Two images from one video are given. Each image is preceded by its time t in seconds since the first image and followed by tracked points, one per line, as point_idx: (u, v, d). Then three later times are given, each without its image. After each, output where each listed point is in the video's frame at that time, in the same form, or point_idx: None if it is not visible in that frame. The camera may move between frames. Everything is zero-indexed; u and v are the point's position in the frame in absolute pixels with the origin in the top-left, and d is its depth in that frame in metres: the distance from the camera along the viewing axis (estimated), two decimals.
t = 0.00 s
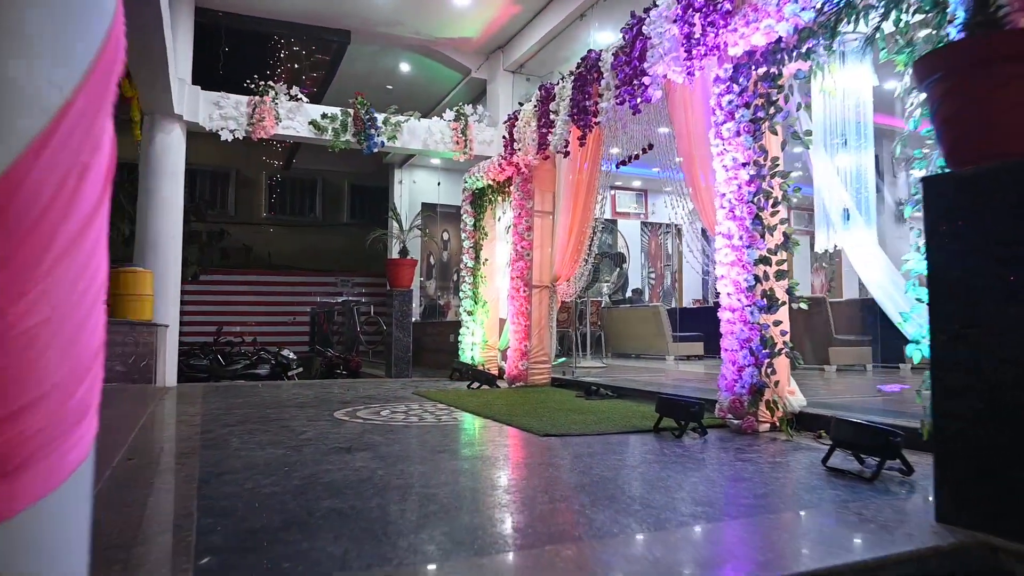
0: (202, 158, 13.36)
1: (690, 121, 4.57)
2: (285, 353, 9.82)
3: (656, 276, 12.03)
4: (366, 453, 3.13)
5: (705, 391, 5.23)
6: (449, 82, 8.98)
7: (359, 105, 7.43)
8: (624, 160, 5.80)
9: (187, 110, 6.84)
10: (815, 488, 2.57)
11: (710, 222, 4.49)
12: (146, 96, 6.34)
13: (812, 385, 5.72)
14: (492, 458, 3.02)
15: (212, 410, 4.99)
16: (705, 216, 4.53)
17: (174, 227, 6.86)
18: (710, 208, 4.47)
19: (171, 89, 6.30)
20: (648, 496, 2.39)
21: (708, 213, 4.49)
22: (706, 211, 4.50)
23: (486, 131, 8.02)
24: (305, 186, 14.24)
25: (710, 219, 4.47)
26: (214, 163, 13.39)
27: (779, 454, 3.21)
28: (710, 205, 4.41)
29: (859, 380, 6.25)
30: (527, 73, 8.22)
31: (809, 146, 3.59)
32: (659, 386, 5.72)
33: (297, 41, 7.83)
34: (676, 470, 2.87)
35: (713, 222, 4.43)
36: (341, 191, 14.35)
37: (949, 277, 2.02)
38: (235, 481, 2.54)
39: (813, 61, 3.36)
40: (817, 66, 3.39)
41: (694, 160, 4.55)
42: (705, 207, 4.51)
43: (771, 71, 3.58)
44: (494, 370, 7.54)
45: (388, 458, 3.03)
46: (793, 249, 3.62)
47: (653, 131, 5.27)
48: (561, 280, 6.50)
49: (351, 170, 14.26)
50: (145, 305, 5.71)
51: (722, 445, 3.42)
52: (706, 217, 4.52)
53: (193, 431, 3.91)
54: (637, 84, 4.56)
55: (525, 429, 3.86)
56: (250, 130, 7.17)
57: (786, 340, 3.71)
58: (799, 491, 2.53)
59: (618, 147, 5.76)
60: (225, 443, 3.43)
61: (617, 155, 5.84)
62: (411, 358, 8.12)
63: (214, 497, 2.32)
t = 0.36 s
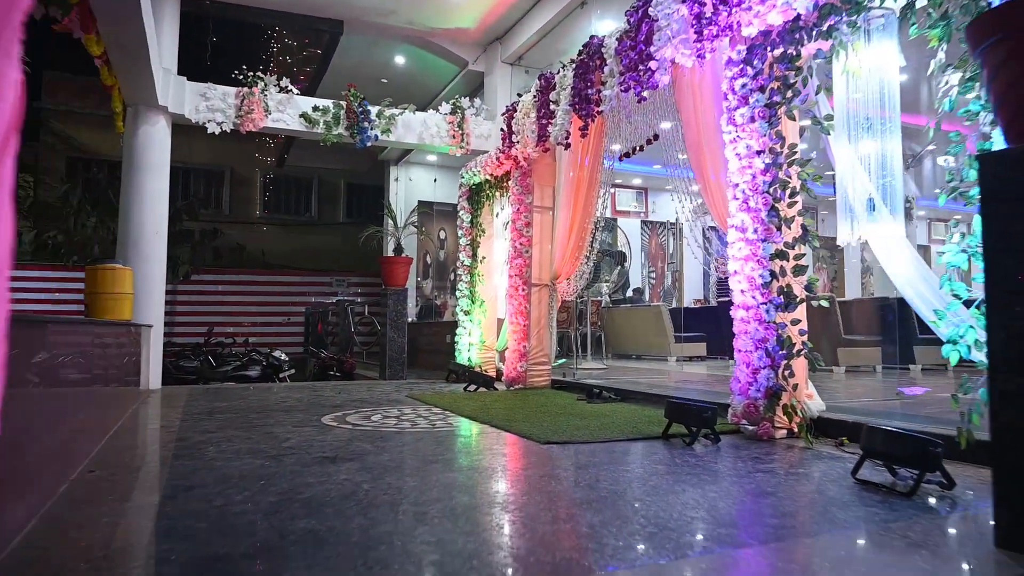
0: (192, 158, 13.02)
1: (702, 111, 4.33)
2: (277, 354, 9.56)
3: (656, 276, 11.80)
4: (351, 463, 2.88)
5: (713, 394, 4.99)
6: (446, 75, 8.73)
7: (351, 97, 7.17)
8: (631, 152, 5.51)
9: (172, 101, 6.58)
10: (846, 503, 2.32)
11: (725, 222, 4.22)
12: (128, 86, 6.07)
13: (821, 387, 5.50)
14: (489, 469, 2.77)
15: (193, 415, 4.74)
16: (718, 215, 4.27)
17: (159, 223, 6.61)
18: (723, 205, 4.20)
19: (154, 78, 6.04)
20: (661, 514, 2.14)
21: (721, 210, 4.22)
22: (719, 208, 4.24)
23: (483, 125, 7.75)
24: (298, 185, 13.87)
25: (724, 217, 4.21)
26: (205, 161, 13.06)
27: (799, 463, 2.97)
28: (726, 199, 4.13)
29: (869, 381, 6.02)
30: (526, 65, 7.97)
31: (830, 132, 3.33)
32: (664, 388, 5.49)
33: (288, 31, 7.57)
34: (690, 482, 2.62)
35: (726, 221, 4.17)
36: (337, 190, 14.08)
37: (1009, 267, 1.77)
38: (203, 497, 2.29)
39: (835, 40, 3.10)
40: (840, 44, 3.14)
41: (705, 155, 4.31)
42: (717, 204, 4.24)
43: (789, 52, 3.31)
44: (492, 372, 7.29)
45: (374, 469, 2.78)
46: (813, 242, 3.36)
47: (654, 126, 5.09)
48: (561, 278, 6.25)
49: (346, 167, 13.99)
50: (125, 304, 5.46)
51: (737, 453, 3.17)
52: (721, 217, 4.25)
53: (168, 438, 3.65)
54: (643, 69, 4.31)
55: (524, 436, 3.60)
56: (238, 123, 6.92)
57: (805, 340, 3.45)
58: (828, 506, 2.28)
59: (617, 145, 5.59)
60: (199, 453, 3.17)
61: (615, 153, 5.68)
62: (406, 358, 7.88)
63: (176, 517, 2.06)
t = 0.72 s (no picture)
0: (187, 156, 12.54)
1: (711, 104, 4.09)
2: (268, 356, 9.32)
3: (655, 277, 11.59)
4: (331, 480, 2.64)
5: (720, 400, 4.74)
6: (442, 70, 8.50)
7: (343, 90, 6.93)
8: (630, 146, 5.26)
9: (155, 94, 6.34)
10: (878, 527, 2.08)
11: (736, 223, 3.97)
12: (108, 79, 5.82)
13: (833, 391, 5.27)
14: (482, 486, 2.53)
15: (172, 423, 4.49)
16: (728, 214, 4.01)
17: (141, 221, 6.35)
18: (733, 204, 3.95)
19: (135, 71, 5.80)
20: (672, 541, 1.91)
21: (732, 209, 3.97)
22: (728, 207, 3.99)
23: (479, 120, 7.57)
24: (295, 185, 13.53)
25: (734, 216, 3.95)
26: (200, 160, 12.62)
27: (819, 478, 2.73)
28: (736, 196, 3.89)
29: (880, 385, 5.79)
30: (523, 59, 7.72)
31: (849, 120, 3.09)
32: (669, 393, 5.24)
33: (278, 24, 7.32)
34: (702, 500, 2.38)
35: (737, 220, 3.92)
36: (333, 190, 13.81)
37: None
38: (161, 523, 2.06)
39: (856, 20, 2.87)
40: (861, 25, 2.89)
41: (714, 150, 4.07)
42: (727, 203, 3.99)
43: (805, 34, 3.07)
44: (489, 377, 7.03)
45: (356, 486, 2.54)
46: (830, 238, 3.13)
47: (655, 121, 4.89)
48: (560, 278, 6.01)
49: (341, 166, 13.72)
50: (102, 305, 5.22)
51: (751, 466, 2.94)
52: (731, 216, 4.00)
53: (140, 450, 3.40)
54: (647, 56, 4.08)
55: (521, 446, 3.37)
56: (225, 118, 6.68)
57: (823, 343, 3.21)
58: (858, 529, 2.05)
59: (616, 142, 5.38)
60: (170, 468, 2.93)
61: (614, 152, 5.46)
62: (399, 361, 7.63)
63: (126, 548, 1.83)
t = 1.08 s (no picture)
0: (180, 157, 12.51)
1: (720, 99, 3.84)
2: (259, 361, 9.05)
3: (655, 279, 11.35)
4: (305, 508, 2.38)
5: (728, 411, 4.48)
6: (436, 66, 8.23)
7: (332, 86, 6.67)
8: (632, 143, 5.00)
9: (136, 90, 6.08)
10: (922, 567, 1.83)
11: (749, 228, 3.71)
12: (85, 73, 5.56)
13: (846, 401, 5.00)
14: (472, 517, 2.27)
15: (145, 437, 4.21)
16: (739, 217, 3.75)
17: (121, 222, 6.09)
18: (745, 207, 3.69)
19: (112, 65, 5.54)
20: None
21: (744, 213, 3.71)
22: (739, 209, 3.73)
23: (476, 118, 7.30)
24: (289, 184, 13.24)
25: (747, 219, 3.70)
26: (192, 161, 12.55)
27: (845, 503, 2.47)
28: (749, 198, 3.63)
29: (892, 393, 5.54)
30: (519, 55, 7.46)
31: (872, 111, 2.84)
32: (672, 403, 4.98)
33: (265, 19, 7.06)
34: (718, 533, 2.12)
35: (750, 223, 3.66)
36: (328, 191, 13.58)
37: None
38: (100, 567, 1.79)
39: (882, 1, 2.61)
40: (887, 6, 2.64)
41: (724, 149, 3.82)
42: (739, 205, 3.73)
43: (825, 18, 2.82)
44: (484, 384, 6.76)
45: (332, 516, 2.28)
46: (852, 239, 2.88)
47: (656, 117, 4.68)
48: (558, 281, 5.75)
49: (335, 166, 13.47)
50: (74, 311, 4.98)
51: (769, 489, 2.68)
52: (744, 220, 3.74)
53: (102, 470, 3.13)
54: (652, 46, 3.83)
55: (516, 465, 3.10)
56: (209, 114, 6.40)
57: (844, 353, 2.96)
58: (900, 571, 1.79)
59: (615, 141, 5.18)
60: (129, 493, 2.66)
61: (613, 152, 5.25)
62: (392, 368, 7.36)
63: None
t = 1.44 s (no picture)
0: (175, 158, 12.33)
1: (730, 94, 3.62)
2: (251, 366, 8.82)
3: (656, 280, 11.11)
4: (278, 541, 2.15)
5: (738, 422, 4.25)
6: (432, 62, 7.99)
7: (323, 83, 6.44)
8: (634, 140, 4.78)
9: (119, 87, 5.84)
10: None
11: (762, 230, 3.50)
12: (64, 69, 5.32)
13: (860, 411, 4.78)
14: (463, 552, 2.05)
15: (122, 451, 3.99)
16: (752, 218, 3.54)
17: (104, 224, 5.87)
18: (758, 207, 3.47)
19: (92, 60, 5.30)
20: None
21: (757, 214, 3.49)
22: (751, 210, 3.52)
23: (471, 116, 7.08)
24: (287, 185, 13.02)
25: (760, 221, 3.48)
26: (189, 163, 12.43)
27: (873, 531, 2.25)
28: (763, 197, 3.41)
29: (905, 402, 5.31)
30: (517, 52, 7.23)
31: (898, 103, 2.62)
32: (677, 413, 4.76)
33: (254, 14, 6.83)
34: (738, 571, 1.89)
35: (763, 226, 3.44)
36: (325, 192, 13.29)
37: None
38: None
39: None
40: None
41: (733, 147, 3.60)
42: (751, 207, 3.52)
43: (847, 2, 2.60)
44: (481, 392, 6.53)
45: (307, 552, 2.05)
46: (876, 242, 2.64)
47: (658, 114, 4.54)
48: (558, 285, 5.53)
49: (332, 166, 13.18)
50: (50, 318, 4.75)
51: (789, 515, 2.46)
52: (756, 221, 3.52)
53: (66, 493, 2.90)
54: (655, 36, 3.61)
55: (514, 486, 2.87)
56: (196, 112, 6.18)
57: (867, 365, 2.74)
58: None
59: (615, 140, 5.02)
60: (90, 522, 2.43)
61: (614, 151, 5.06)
62: (386, 374, 7.12)
63: None
